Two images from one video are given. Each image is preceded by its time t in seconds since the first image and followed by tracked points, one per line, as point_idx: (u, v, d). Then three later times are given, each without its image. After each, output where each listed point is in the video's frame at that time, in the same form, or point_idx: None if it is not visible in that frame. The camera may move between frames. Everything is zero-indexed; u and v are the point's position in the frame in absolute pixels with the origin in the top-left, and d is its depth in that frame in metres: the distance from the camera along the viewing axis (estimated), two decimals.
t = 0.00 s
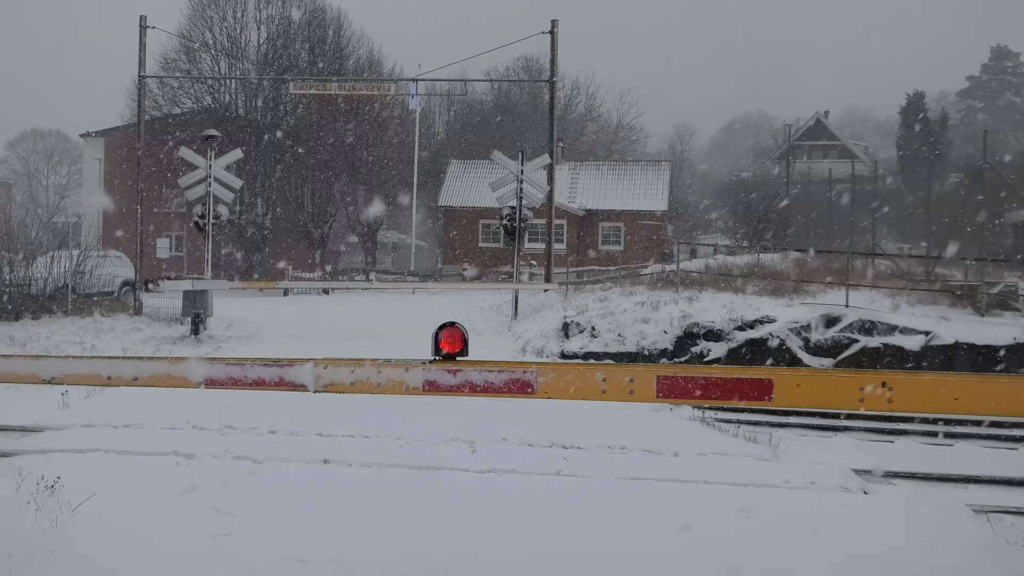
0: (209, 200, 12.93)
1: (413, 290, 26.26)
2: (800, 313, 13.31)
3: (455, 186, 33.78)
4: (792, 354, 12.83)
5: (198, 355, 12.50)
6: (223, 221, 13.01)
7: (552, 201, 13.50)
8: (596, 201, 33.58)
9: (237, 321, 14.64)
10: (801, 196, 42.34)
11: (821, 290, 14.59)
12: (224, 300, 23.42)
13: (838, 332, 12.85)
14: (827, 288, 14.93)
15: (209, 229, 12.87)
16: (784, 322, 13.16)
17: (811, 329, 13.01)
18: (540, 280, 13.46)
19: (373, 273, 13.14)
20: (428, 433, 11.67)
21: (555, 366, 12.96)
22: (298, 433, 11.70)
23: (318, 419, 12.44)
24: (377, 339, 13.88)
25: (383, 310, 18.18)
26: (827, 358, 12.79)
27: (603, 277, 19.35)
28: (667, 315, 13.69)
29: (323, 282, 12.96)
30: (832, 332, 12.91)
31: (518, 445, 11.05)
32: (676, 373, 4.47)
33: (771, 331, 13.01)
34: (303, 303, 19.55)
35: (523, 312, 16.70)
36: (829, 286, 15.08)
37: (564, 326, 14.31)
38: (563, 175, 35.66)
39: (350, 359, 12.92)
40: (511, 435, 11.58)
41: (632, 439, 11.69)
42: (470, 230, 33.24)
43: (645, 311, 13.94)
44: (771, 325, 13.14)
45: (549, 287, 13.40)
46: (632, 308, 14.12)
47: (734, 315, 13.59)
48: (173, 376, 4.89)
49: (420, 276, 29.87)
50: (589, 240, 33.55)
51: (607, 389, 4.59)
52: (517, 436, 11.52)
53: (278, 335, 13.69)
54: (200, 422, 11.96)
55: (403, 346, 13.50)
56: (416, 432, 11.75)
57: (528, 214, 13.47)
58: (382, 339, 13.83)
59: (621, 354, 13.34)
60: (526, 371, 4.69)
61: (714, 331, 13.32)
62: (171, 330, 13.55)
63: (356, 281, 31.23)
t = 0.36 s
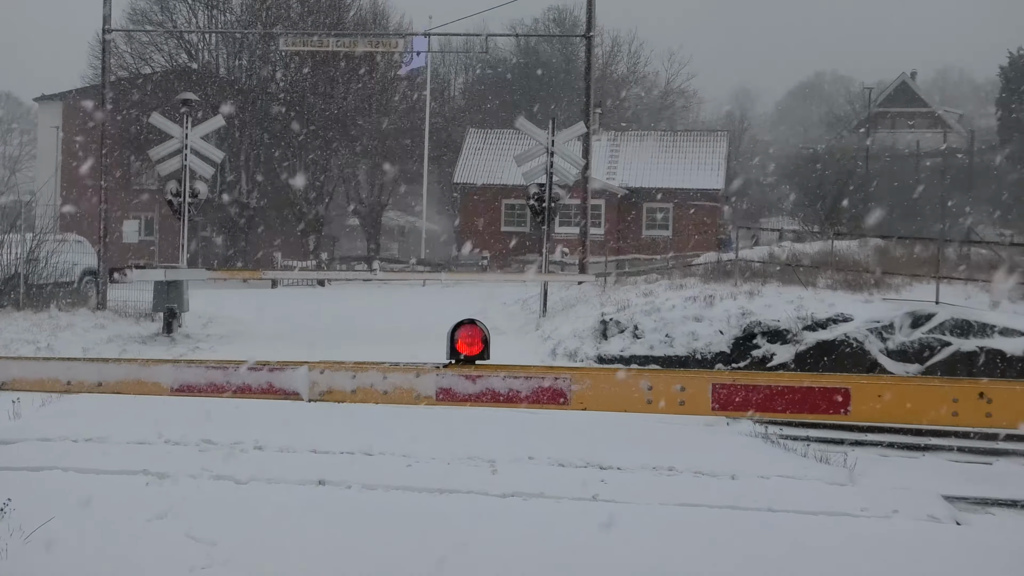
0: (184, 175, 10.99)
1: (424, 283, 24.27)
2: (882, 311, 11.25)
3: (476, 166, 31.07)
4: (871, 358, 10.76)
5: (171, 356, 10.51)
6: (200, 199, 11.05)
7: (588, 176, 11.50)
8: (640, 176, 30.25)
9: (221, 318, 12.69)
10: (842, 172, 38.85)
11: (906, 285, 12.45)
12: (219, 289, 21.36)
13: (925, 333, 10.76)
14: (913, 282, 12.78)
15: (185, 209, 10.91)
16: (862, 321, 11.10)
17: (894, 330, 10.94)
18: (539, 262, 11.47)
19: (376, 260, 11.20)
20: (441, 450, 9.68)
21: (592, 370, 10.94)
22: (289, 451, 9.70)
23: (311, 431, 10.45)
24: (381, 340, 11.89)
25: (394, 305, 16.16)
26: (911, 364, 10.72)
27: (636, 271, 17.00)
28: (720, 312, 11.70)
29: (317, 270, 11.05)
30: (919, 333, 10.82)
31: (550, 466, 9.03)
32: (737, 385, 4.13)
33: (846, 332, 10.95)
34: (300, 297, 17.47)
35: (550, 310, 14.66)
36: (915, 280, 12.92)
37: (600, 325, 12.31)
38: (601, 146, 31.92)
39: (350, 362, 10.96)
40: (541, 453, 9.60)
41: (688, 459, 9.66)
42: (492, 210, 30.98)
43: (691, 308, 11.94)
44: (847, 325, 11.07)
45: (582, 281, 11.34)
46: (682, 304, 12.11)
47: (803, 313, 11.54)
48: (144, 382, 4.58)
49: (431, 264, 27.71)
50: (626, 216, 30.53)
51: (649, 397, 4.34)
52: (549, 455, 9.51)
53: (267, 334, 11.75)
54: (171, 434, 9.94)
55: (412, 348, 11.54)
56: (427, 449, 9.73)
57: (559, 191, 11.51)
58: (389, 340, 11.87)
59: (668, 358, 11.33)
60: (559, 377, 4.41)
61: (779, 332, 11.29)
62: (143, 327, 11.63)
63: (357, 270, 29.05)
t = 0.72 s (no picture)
0: (143, 149, 9.45)
1: (430, 277, 22.59)
2: (960, 310, 9.56)
3: (482, 137, 29.35)
4: (946, 366, 9.04)
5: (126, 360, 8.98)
6: (162, 176, 9.49)
7: (615, 152, 9.90)
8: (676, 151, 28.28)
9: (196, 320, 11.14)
10: (884, 153, 36.77)
11: (987, 279, 10.70)
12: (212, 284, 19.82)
13: (1013, 337, 9.02)
14: (994, 277, 11.03)
15: (143, 188, 9.34)
16: (937, 322, 9.39)
17: (975, 333, 9.20)
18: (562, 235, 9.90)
19: (367, 250, 9.60)
20: (441, 470, 8.08)
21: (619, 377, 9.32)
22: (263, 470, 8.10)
23: (292, 447, 8.84)
24: (375, 343, 10.29)
25: (397, 304, 14.58)
26: (996, 373, 8.96)
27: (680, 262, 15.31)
28: (769, 311, 10.07)
29: (299, 261, 9.47)
30: (1006, 336, 9.08)
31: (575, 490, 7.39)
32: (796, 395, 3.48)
33: (918, 335, 9.25)
34: (296, 295, 15.89)
35: (571, 309, 13.05)
36: (997, 273, 11.15)
37: (628, 325, 10.70)
38: (631, 115, 30.00)
39: (336, 367, 9.37)
40: (561, 474, 7.97)
41: (739, 482, 8.01)
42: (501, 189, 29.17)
43: (734, 306, 10.32)
44: (920, 327, 9.38)
45: (608, 273, 9.71)
46: (724, 302, 10.48)
47: (866, 311, 9.87)
48: (95, 390, 3.89)
49: (437, 253, 25.86)
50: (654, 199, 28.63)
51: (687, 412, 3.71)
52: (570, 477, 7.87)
53: (243, 336, 10.21)
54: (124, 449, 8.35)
55: (411, 352, 9.96)
56: (425, 468, 8.11)
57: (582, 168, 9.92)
58: (385, 344, 10.30)
59: (709, 365, 9.68)
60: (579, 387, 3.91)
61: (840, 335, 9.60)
62: (99, 327, 10.11)
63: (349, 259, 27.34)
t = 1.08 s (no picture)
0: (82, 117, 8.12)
1: (424, 266, 21.04)
2: None
3: (484, 108, 27.71)
4: None
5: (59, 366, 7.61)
6: (103, 148, 8.61)
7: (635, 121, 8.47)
8: (709, 123, 26.78)
9: (156, 324, 9.76)
10: (954, 124, 35.10)
11: None
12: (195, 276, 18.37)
13: None
14: None
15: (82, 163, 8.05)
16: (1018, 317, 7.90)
17: None
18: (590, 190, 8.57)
19: (347, 236, 8.19)
20: (429, 491, 6.67)
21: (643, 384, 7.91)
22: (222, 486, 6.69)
23: (259, 464, 7.45)
24: (359, 349, 8.90)
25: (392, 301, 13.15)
26: None
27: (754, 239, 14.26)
28: (818, 307, 8.67)
29: (267, 249, 8.07)
30: None
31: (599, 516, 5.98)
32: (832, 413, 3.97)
33: (995, 336, 7.80)
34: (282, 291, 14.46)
35: (585, 306, 11.64)
36: None
37: (652, 325, 9.30)
38: (657, 78, 28.53)
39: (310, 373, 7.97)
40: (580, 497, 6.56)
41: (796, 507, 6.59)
42: (508, 164, 27.61)
43: (776, 302, 8.92)
44: (996, 325, 7.92)
45: (629, 264, 8.28)
46: (764, 296, 9.13)
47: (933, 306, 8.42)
48: (24, 401, 4.32)
49: (427, 241, 24.46)
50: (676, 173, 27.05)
51: (721, 424, 4.08)
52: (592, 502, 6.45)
53: (209, 337, 8.96)
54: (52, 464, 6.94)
55: (401, 357, 8.58)
56: (417, 490, 6.69)
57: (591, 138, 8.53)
58: (372, 349, 8.93)
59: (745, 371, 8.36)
60: (596, 397, 4.16)
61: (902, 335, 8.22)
62: (43, 329, 8.94)
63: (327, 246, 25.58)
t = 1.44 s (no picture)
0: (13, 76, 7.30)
1: (412, 253, 19.93)
2: None
3: (488, 68, 26.35)
4: None
5: (6, 369, 6.85)
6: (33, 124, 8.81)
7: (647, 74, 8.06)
8: (747, 87, 25.53)
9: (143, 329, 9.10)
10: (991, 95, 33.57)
11: None
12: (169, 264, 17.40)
13: None
14: None
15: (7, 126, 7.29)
16: None
17: None
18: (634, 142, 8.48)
19: (326, 215, 7.00)
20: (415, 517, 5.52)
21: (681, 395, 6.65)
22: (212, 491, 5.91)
23: (230, 480, 6.41)
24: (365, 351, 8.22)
25: (392, 292, 12.46)
26: None
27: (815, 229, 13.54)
28: (872, 302, 8.01)
29: (231, 233, 6.91)
30: None
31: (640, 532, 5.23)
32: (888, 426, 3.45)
33: None
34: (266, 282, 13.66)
35: (602, 302, 11.00)
36: None
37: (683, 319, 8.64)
38: (687, 31, 27.11)
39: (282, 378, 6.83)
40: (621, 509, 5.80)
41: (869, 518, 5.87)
42: (507, 146, 26.52)
43: (823, 297, 8.24)
44: None
45: (654, 251, 7.07)
46: (810, 290, 8.43)
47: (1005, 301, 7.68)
48: None
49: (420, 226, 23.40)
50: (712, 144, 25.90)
51: (763, 438, 3.56)
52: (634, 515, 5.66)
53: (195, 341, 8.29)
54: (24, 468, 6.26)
55: (408, 357, 7.91)
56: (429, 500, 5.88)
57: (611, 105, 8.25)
58: (380, 349, 8.31)
59: (791, 374, 7.71)
60: (616, 409, 3.65)
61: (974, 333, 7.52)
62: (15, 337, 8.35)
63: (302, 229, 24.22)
